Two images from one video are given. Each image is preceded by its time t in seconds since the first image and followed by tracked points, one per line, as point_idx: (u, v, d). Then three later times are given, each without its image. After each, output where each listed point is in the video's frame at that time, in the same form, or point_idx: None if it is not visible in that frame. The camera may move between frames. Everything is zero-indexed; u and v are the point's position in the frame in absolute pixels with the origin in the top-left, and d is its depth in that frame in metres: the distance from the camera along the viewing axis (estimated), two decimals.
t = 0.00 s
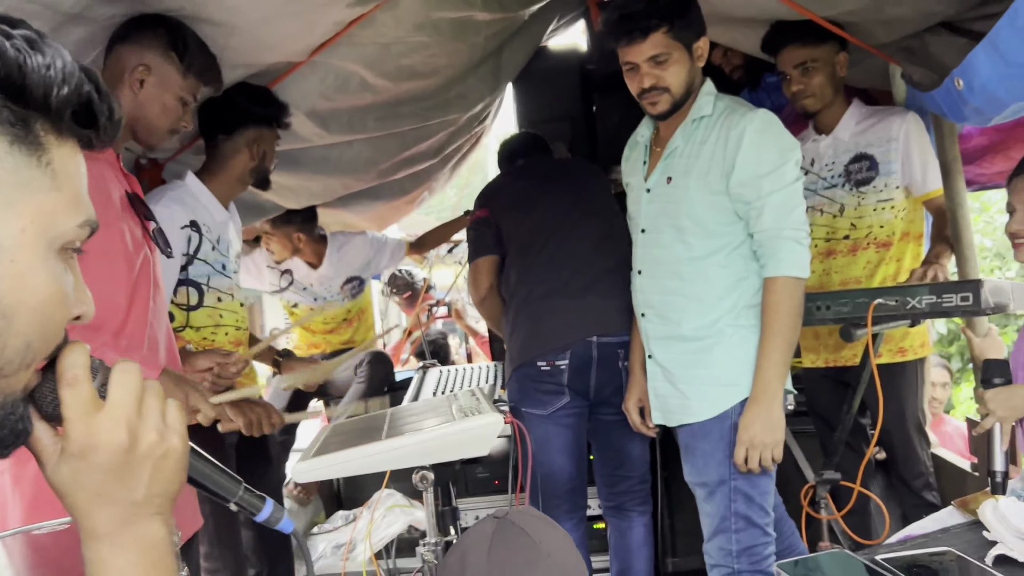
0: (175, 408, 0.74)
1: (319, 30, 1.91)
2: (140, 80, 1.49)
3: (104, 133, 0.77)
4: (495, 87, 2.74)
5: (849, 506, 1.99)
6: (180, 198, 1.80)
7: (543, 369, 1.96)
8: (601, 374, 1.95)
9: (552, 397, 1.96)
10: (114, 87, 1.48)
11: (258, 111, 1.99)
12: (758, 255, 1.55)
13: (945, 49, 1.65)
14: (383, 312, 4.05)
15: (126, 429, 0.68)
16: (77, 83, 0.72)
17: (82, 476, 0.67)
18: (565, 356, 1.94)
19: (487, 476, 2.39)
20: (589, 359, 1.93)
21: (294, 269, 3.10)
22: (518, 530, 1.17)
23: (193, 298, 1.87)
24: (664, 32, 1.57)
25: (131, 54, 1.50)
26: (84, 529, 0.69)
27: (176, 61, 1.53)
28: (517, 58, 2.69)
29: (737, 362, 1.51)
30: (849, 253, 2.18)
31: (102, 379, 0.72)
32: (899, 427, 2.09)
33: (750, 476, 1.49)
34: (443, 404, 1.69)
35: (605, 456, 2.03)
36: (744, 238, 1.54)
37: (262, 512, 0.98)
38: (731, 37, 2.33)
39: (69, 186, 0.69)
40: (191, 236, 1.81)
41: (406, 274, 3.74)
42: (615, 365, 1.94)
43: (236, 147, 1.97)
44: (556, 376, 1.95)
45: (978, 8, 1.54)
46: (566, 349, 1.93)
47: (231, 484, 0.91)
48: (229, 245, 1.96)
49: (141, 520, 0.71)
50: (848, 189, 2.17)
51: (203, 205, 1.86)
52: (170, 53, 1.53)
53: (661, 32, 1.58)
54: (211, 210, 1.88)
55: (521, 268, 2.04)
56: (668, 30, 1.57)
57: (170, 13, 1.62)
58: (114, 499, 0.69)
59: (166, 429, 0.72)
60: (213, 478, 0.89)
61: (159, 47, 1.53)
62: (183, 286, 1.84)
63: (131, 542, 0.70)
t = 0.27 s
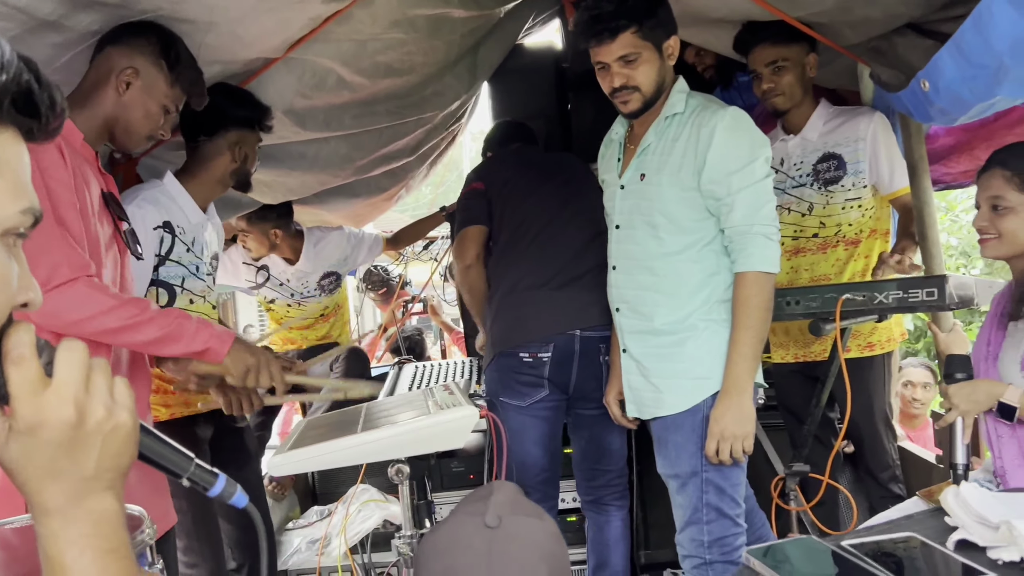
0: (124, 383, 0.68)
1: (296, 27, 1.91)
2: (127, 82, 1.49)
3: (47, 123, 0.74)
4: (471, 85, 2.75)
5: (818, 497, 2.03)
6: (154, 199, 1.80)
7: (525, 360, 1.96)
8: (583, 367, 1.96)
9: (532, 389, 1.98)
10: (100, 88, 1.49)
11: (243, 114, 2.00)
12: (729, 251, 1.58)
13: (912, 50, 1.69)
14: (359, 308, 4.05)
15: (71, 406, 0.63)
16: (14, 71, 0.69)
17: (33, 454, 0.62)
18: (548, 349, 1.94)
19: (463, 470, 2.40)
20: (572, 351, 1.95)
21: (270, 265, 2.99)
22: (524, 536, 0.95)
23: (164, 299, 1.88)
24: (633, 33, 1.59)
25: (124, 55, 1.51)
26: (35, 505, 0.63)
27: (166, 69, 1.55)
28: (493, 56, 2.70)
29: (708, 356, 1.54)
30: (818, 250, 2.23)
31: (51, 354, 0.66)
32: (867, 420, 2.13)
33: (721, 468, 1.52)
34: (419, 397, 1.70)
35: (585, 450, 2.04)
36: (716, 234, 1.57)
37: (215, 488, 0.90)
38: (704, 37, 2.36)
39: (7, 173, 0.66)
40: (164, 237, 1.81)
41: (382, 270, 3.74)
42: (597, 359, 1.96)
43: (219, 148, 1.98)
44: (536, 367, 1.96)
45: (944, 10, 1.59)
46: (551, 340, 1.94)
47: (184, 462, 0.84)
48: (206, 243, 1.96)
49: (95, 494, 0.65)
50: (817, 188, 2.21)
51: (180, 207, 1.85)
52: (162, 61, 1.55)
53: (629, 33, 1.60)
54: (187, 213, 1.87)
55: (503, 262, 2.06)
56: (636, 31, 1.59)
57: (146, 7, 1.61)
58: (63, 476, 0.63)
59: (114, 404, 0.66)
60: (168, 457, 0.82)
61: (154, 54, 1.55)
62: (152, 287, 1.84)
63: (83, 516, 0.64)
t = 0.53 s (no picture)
0: (76, 376, 0.67)
1: (258, 18, 1.89)
2: (93, 72, 1.47)
3: None
4: (438, 79, 2.74)
5: (779, 489, 2.06)
6: (125, 187, 1.77)
7: (492, 357, 1.96)
8: (549, 363, 1.97)
9: (498, 385, 1.97)
10: (61, 75, 1.46)
11: (219, 109, 2.00)
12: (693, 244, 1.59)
13: (872, 47, 1.72)
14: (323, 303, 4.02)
15: (17, 400, 0.62)
16: None
17: None
18: (514, 345, 1.94)
19: (428, 465, 2.40)
20: (538, 348, 1.95)
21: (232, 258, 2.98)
22: (485, 539, 1.07)
23: (133, 290, 1.85)
24: (597, 23, 1.60)
25: (91, 46, 1.49)
26: None
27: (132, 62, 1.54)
28: (459, 50, 2.69)
29: (672, 348, 1.55)
30: (780, 245, 2.26)
31: None
32: (827, 412, 2.16)
33: (685, 460, 1.53)
34: (384, 391, 1.69)
35: (551, 444, 2.04)
36: (680, 227, 1.58)
37: (181, 483, 0.88)
38: (668, 34, 2.38)
39: None
40: (137, 227, 1.79)
41: (347, 265, 3.71)
42: (562, 356, 1.96)
43: (190, 141, 1.98)
44: (502, 364, 1.96)
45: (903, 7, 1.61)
46: (517, 337, 1.94)
47: (146, 454, 0.82)
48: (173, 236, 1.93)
49: (44, 487, 0.64)
50: (780, 183, 2.23)
51: (150, 196, 1.84)
52: (128, 54, 1.54)
53: (593, 24, 1.60)
54: (156, 201, 1.85)
55: (468, 254, 2.05)
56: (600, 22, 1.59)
57: None
58: (10, 472, 0.62)
59: (65, 398, 0.65)
60: (128, 450, 0.80)
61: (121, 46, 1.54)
62: (122, 277, 1.82)
63: (32, 511, 0.63)
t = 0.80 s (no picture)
0: (46, 372, 0.69)
1: (234, 9, 1.87)
2: (73, 70, 1.45)
3: None
4: (416, 71, 2.73)
5: (756, 481, 2.08)
6: (97, 178, 1.77)
7: (463, 357, 1.96)
8: (521, 362, 1.95)
9: (471, 382, 1.97)
10: (37, 69, 1.43)
11: (198, 104, 2.00)
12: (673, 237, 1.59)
13: (849, 42, 1.73)
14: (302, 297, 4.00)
15: None
16: None
17: None
18: (485, 346, 1.94)
19: (407, 458, 2.39)
20: (510, 347, 1.94)
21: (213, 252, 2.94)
22: (462, 538, 1.07)
23: (107, 281, 1.81)
24: (560, 18, 1.60)
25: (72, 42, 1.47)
26: None
27: (110, 66, 1.53)
28: (438, 43, 2.68)
29: (651, 341, 1.56)
30: (757, 239, 2.26)
31: None
32: (803, 405, 2.19)
33: (663, 452, 1.54)
34: (363, 384, 1.68)
35: (525, 439, 2.05)
36: (659, 221, 1.59)
37: (156, 480, 0.88)
38: (646, 29, 2.38)
39: None
40: (109, 218, 1.77)
41: (326, 259, 3.69)
42: (534, 353, 1.95)
43: (171, 135, 1.97)
44: (474, 362, 1.95)
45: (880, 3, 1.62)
46: (487, 337, 1.93)
47: (121, 451, 0.83)
48: (148, 231, 1.93)
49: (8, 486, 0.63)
50: (759, 178, 2.24)
51: (125, 189, 1.83)
52: (108, 56, 1.53)
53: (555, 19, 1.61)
54: (132, 195, 1.85)
55: (436, 251, 2.04)
56: (563, 16, 1.60)
57: None
58: None
59: (34, 393, 0.67)
60: (100, 446, 0.80)
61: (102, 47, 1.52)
62: (94, 268, 1.78)
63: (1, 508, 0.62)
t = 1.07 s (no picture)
0: (26, 363, 0.71)
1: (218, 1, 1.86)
2: (60, 58, 1.43)
3: None
4: (401, 64, 2.72)
5: (740, 474, 2.09)
6: (83, 168, 1.75)
7: (438, 352, 1.96)
8: (496, 355, 1.94)
9: (449, 377, 1.97)
10: (26, 57, 1.41)
11: (183, 94, 1.99)
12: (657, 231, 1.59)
13: (834, 36, 1.73)
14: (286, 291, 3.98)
15: None
16: None
17: None
18: (458, 339, 1.93)
19: (393, 453, 2.38)
20: (483, 340, 1.93)
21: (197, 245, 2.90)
22: (445, 527, 1.15)
23: (96, 273, 1.81)
24: (532, 12, 1.60)
25: (55, 31, 1.45)
26: None
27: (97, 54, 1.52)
28: (423, 35, 2.67)
29: (635, 335, 1.56)
30: (742, 232, 2.26)
31: None
32: (788, 397, 2.20)
33: (648, 445, 1.54)
34: (348, 378, 1.68)
35: (508, 431, 2.03)
36: (643, 214, 1.59)
37: (142, 471, 0.88)
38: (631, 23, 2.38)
39: None
40: (97, 209, 1.76)
41: (310, 253, 3.68)
42: (510, 344, 1.93)
43: (154, 124, 1.96)
44: (449, 358, 1.95)
45: None
46: (460, 331, 1.92)
47: (104, 441, 0.83)
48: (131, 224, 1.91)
49: None
50: (743, 172, 2.25)
51: (110, 177, 1.81)
52: (95, 43, 1.52)
53: (528, 12, 1.61)
54: (116, 184, 1.83)
55: (410, 247, 2.02)
56: (536, 10, 1.60)
57: None
58: None
59: (12, 383, 0.69)
60: (80, 435, 0.81)
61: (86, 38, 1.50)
62: (83, 260, 1.78)
63: None
